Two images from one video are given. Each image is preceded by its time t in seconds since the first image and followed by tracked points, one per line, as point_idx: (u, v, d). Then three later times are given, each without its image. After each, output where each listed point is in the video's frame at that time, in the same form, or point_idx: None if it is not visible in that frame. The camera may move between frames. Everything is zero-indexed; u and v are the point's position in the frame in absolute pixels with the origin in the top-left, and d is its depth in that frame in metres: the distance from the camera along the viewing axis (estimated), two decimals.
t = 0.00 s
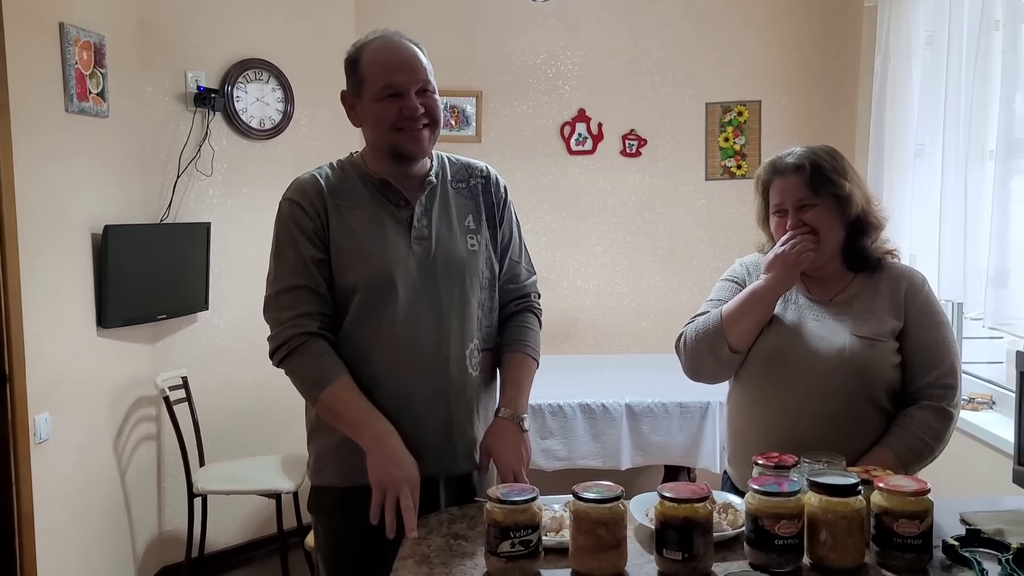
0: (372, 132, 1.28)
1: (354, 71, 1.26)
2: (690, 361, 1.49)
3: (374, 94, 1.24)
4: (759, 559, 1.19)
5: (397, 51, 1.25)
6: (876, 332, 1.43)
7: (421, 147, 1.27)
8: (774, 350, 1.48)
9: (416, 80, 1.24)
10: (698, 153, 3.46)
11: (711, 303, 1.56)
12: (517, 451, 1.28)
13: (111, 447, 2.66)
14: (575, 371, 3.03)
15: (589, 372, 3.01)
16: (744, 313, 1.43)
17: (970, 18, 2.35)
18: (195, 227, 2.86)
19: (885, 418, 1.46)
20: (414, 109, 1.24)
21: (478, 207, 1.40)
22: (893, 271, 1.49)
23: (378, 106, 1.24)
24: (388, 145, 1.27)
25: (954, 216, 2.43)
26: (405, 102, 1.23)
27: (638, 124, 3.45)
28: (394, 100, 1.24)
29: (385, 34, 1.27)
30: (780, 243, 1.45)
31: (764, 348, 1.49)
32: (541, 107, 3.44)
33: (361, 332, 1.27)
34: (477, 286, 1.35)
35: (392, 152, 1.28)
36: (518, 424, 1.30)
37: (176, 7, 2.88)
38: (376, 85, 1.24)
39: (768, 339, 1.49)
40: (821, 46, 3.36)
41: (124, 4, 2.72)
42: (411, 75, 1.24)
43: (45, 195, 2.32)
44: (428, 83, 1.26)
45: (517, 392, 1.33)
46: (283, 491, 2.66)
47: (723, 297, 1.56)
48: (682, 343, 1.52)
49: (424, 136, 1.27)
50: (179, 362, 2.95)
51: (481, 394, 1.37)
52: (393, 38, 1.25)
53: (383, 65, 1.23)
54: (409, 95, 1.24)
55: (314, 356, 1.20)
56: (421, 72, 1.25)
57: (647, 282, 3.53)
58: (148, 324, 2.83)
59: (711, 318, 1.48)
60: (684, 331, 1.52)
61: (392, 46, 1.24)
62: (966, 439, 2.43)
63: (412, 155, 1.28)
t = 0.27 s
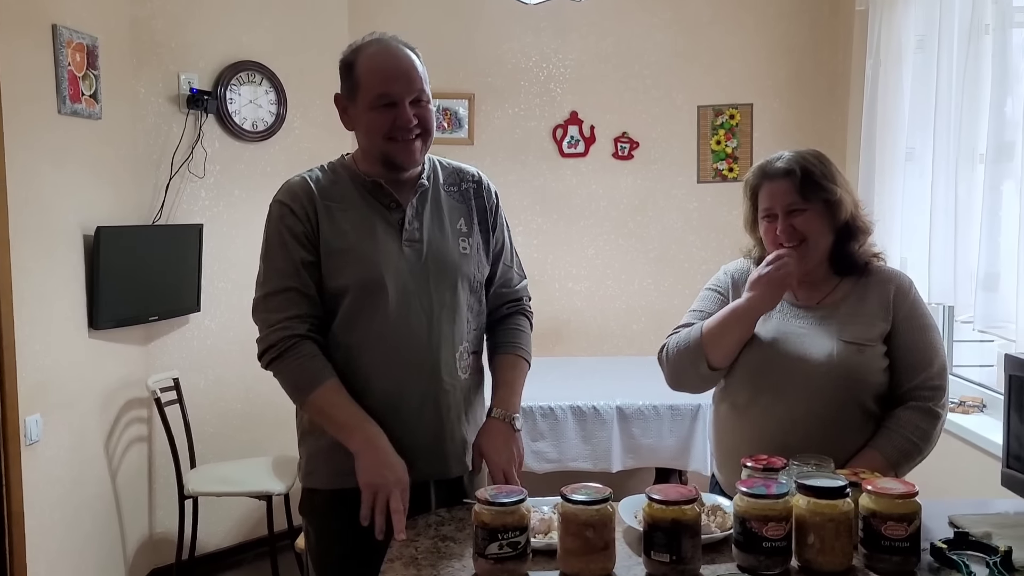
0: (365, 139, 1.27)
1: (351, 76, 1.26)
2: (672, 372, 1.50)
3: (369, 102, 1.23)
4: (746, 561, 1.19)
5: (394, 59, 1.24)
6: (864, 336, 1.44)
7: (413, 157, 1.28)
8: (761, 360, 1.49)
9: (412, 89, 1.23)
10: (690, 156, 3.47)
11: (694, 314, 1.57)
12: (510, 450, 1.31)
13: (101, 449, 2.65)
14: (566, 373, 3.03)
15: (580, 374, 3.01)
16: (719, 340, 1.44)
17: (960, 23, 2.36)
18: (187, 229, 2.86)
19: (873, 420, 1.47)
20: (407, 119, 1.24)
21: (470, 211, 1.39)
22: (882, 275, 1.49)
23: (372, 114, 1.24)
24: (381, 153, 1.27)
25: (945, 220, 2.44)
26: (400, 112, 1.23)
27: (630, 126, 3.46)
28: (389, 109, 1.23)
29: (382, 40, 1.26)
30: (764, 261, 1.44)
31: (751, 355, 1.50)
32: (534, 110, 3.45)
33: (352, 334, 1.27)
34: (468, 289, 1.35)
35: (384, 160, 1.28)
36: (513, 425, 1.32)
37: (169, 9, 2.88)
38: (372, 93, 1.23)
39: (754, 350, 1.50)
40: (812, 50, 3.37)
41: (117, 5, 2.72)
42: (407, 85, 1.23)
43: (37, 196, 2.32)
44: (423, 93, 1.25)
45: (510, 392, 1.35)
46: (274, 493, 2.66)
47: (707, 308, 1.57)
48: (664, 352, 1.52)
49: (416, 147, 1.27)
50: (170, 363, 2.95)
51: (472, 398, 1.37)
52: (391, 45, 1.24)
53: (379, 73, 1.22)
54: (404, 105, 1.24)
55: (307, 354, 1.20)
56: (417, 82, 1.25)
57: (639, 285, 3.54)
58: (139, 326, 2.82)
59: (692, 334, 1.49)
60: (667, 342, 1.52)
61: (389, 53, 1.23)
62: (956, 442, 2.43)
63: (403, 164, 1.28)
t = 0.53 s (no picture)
0: (352, 150, 1.28)
1: (339, 84, 1.27)
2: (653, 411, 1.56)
3: (357, 112, 1.25)
4: (733, 568, 1.19)
5: (383, 67, 1.25)
6: (849, 344, 1.47)
7: (400, 167, 1.28)
8: (744, 369, 1.50)
9: (399, 100, 1.24)
10: (682, 165, 3.49)
11: (671, 334, 1.64)
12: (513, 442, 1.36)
13: (92, 455, 2.64)
14: (558, 381, 3.03)
15: (572, 382, 3.01)
16: (681, 415, 1.47)
17: (951, 35, 2.38)
18: (180, 235, 2.86)
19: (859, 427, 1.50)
20: (394, 130, 1.25)
21: (458, 219, 1.40)
22: (868, 284, 1.52)
23: (359, 123, 1.25)
24: (368, 163, 1.28)
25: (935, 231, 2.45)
26: (386, 122, 1.24)
27: (623, 136, 3.48)
28: (376, 119, 1.25)
29: (370, 48, 1.27)
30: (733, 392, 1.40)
31: (734, 365, 1.51)
32: (527, 119, 3.46)
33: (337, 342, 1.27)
34: (455, 297, 1.35)
35: (371, 169, 1.28)
36: (517, 422, 1.38)
37: (163, 15, 2.89)
38: (359, 102, 1.24)
39: (738, 360, 1.51)
40: (804, 60, 3.40)
41: (112, 11, 2.73)
42: (394, 95, 1.24)
43: (30, 201, 2.32)
44: (410, 104, 1.26)
45: (511, 394, 1.40)
46: (264, 499, 2.65)
47: (682, 330, 1.63)
48: (644, 385, 1.59)
49: (402, 157, 1.27)
50: (161, 370, 2.94)
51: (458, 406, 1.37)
52: (380, 54, 1.25)
53: (367, 82, 1.24)
54: (390, 115, 1.25)
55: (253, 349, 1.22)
56: (405, 93, 1.25)
57: (632, 293, 3.54)
58: (131, 332, 2.82)
59: (661, 385, 1.55)
60: (647, 375, 1.60)
61: (379, 62, 1.25)
62: (946, 451, 2.44)
63: (390, 174, 1.29)
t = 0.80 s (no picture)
0: (338, 164, 1.29)
1: (325, 93, 1.26)
2: (660, 439, 1.57)
3: (342, 126, 1.24)
4: (723, 566, 1.17)
5: (375, 85, 1.24)
6: (832, 342, 1.51)
7: (381, 183, 1.29)
8: (729, 363, 1.53)
9: (385, 119, 1.23)
10: (675, 167, 3.50)
11: (664, 334, 1.65)
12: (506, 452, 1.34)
13: (82, 456, 2.63)
14: (551, 382, 3.04)
15: (565, 383, 3.02)
16: (704, 466, 1.48)
17: (943, 37, 2.40)
18: (171, 235, 2.86)
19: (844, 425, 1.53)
20: (378, 148, 1.25)
21: (441, 218, 1.41)
22: (850, 283, 1.56)
23: (344, 139, 1.25)
24: (352, 177, 1.29)
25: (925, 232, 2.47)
26: (371, 139, 1.24)
27: (616, 137, 3.49)
28: (361, 138, 1.24)
29: (361, 58, 1.26)
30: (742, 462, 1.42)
31: (721, 363, 1.54)
32: (519, 120, 3.47)
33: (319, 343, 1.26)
34: (438, 295, 1.36)
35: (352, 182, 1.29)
36: (511, 433, 1.37)
37: (154, 15, 2.88)
38: (345, 117, 1.24)
39: (725, 358, 1.54)
40: (796, 62, 3.42)
41: (102, 10, 2.73)
42: (380, 114, 1.24)
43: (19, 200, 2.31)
44: (397, 124, 1.26)
45: (505, 401, 1.41)
46: (256, 500, 2.65)
47: (675, 331, 1.63)
48: (651, 411, 1.59)
49: (383, 176, 1.28)
50: (151, 370, 2.93)
51: (444, 406, 1.36)
52: (370, 69, 1.24)
53: (354, 99, 1.23)
54: (375, 133, 1.24)
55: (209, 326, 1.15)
56: (393, 110, 1.24)
57: (624, 295, 3.55)
58: (121, 332, 2.81)
59: (675, 421, 1.55)
60: (654, 403, 1.58)
61: (368, 79, 1.24)
62: (936, 451, 2.45)
63: (370, 190, 1.30)
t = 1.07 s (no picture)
0: (327, 156, 1.27)
1: (316, 85, 1.24)
2: (655, 438, 1.56)
3: (331, 117, 1.23)
4: (719, 564, 1.16)
5: (364, 74, 1.22)
6: (828, 339, 1.51)
7: (371, 175, 1.28)
8: (729, 360, 1.52)
9: (375, 110, 1.22)
10: (671, 165, 3.49)
11: (659, 330, 1.64)
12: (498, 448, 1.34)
13: (76, 454, 2.62)
14: (547, 381, 3.03)
15: (561, 382, 3.01)
16: (703, 469, 1.48)
17: (940, 35, 2.40)
18: (165, 232, 2.84)
19: (839, 423, 1.52)
20: (369, 141, 1.24)
21: (433, 213, 1.40)
22: (846, 283, 1.57)
23: (334, 132, 1.24)
24: (341, 169, 1.28)
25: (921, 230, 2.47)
26: (361, 131, 1.22)
27: (613, 135, 3.48)
28: (351, 128, 1.23)
29: (352, 50, 1.24)
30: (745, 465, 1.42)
31: (717, 360, 1.53)
32: (516, 118, 3.46)
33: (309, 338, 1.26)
34: (429, 291, 1.35)
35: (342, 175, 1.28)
36: (501, 429, 1.36)
37: (149, 11, 2.87)
38: (335, 109, 1.22)
39: (722, 354, 1.53)
40: (794, 61, 3.41)
41: (96, 6, 2.71)
42: (370, 105, 1.22)
43: (12, 197, 2.30)
44: (388, 114, 1.24)
45: (495, 399, 1.40)
46: (250, 499, 2.63)
47: (671, 326, 1.63)
48: (650, 408, 1.57)
49: (374, 167, 1.27)
50: (146, 368, 2.92)
51: (435, 402, 1.36)
52: (361, 59, 1.22)
53: (345, 90, 1.21)
54: (366, 125, 1.23)
55: (196, 346, 1.18)
56: (383, 102, 1.23)
57: (620, 293, 3.55)
58: (115, 329, 2.80)
59: (673, 419, 1.54)
60: (652, 400, 1.57)
61: (359, 68, 1.22)
62: (932, 450, 2.45)
63: (361, 182, 1.29)
